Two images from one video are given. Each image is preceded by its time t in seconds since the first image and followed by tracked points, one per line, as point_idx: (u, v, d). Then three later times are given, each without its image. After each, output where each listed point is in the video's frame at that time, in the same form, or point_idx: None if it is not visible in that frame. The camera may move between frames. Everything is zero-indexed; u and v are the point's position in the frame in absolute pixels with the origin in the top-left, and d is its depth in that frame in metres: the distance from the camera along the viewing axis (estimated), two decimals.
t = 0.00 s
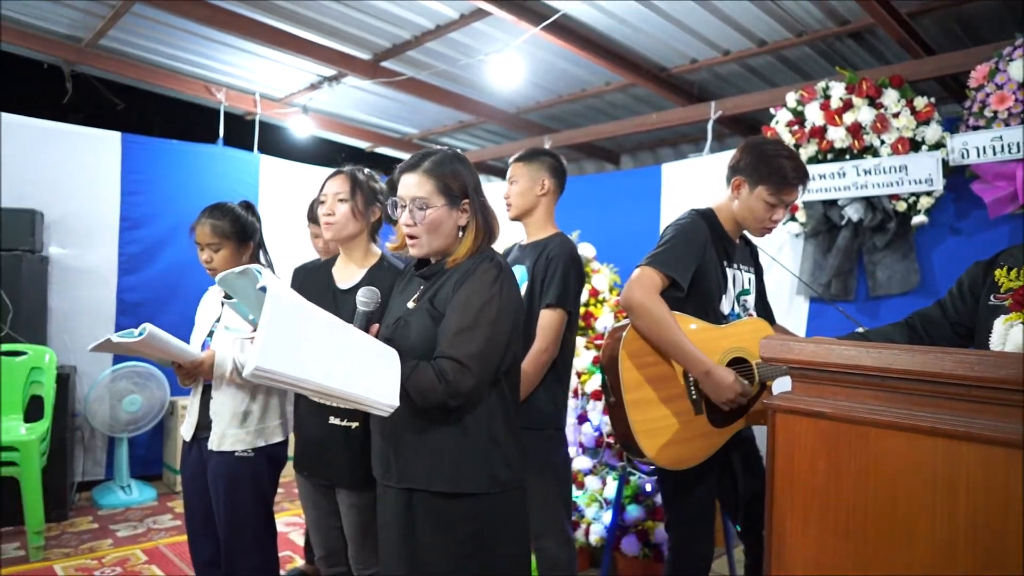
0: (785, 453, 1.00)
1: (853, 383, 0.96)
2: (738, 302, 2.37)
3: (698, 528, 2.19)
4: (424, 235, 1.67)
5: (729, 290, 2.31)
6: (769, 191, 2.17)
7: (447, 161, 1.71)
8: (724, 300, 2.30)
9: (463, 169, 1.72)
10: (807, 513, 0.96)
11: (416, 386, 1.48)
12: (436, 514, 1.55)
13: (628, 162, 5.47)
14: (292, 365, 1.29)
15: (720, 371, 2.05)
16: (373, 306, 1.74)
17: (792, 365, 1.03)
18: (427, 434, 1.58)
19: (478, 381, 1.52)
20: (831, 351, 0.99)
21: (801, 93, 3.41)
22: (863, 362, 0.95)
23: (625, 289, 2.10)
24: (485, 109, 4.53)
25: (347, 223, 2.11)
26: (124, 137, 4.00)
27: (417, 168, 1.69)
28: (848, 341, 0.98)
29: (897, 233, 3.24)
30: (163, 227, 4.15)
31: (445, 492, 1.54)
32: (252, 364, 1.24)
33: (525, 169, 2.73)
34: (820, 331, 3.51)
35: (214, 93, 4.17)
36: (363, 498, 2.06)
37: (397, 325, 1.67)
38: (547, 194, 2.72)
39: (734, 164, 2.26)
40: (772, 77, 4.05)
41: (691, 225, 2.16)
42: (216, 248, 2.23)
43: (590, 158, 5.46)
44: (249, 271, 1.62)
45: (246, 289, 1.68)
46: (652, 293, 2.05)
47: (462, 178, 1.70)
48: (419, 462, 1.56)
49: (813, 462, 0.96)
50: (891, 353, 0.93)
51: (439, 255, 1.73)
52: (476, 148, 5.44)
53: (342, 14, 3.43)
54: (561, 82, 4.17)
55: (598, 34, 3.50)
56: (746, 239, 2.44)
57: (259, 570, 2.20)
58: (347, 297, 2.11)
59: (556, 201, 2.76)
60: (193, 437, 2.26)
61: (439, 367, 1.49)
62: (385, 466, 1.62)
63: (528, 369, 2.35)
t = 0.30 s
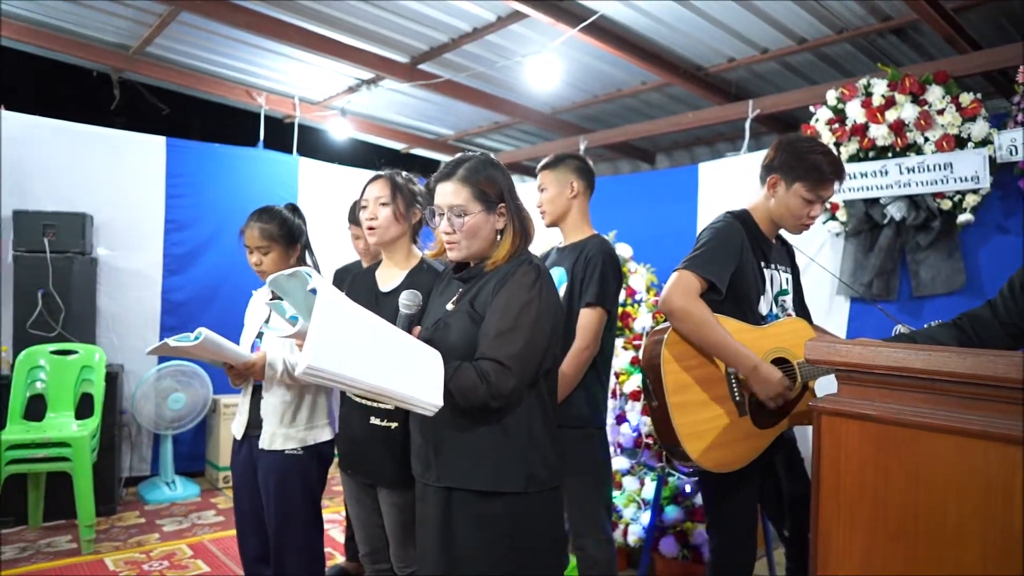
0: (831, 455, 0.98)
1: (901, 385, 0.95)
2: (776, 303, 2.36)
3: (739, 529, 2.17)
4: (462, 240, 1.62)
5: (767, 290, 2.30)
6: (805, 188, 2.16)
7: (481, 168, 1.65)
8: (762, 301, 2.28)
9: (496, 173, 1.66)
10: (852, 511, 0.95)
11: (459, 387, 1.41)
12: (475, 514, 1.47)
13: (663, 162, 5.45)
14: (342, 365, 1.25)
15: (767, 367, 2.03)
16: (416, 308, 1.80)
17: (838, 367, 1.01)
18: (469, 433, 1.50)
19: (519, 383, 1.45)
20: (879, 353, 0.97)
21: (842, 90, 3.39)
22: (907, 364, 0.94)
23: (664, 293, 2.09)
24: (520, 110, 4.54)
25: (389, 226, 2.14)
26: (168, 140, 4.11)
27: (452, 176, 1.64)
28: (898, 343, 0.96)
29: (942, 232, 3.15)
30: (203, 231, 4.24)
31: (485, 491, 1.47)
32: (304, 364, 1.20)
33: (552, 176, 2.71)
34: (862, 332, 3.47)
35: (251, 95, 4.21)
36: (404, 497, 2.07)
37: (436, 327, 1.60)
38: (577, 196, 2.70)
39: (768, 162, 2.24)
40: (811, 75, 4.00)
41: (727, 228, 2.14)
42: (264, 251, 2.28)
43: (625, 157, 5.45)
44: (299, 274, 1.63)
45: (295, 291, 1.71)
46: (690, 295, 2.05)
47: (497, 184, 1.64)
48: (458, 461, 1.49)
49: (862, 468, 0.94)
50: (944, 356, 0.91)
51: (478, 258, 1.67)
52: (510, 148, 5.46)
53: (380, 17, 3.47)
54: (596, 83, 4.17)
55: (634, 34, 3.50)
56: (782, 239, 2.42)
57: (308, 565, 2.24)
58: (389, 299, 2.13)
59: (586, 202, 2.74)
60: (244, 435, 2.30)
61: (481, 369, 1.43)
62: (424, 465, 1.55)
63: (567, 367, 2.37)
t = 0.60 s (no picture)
0: (844, 458, 1.02)
1: (913, 389, 0.97)
2: (785, 307, 2.36)
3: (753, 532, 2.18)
4: (475, 246, 1.58)
5: (775, 294, 2.30)
6: (813, 190, 2.16)
7: (491, 173, 1.60)
8: (771, 304, 2.28)
9: (507, 180, 1.61)
10: (862, 518, 0.99)
11: (473, 391, 1.39)
12: (488, 516, 1.47)
13: (672, 164, 5.45)
14: (359, 368, 1.26)
15: (772, 378, 2.06)
16: (428, 313, 1.80)
17: (849, 370, 1.04)
18: (484, 434, 1.50)
19: (531, 386, 1.44)
20: (892, 357, 1.00)
21: (853, 93, 3.40)
22: (922, 368, 0.96)
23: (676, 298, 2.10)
24: (530, 113, 4.56)
25: (397, 232, 2.17)
26: (181, 145, 4.15)
27: (463, 183, 1.59)
28: (911, 347, 0.99)
29: (953, 235, 3.17)
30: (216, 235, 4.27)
31: (497, 492, 1.47)
32: (322, 366, 1.22)
33: (558, 185, 2.73)
34: (872, 336, 3.47)
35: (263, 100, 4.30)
36: (408, 499, 2.08)
37: (448, 331, 1.59)
38: (585, 202, 2.71)
39: (773, 166, 2.24)
40: (822, 77, 4.00)
41: (737, 235, 2.14)
42: (286, 257, 2.31)
43: (635, 160, 5.46)
44: (319, 277, 1.65)
45: (314, 295, 1.72)
46: (701, 300, 2.05)
47: (507, 190, 1.59)
48: (473, 463, 1.49)
49: (872, 470, 0.98)
50: (956, 360, 0.93)
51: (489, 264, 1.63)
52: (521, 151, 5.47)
53: (392, 23, 3.50)
54: (606, 86, 4.18)
55: (645, 37, 3.51)
56: (790, 243, 2.42)
57: (328, 564, 2.27)
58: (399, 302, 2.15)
59: (596, 207, 2.74)
60: (268, 437, 2.35)
61: (495, 372, 1.41)
62: (438, 467, 1.54)
63: (577, 369, 2.38)
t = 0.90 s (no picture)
0: (846, 460, 1.03)
1: (914, 392, 0.99)
2: (785, 311, 2.37)
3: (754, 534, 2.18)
4: (481, 253, 1.60)
5: (776, 299, 2.31)
6: (812, 191, 2.18)
7: (497, 181, 1.62)
8: (771, 309, 2.30)
9: (512, 187, 1.63)
10: (864, 524, 1.00)
11: (485, 395, 1.42)
12: (497, 517, 1.49)
13: (672, 168, 5.48)
14: (378, 372, 1.29)
15: (778, 375, 2.09)
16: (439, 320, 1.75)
17: (851, 373, 1.06)
18: (493, 437, 1.52)
19: (540, 390, 1.47)
20: (893, 360, 1.02)
21: (852, 97, 3.43)
22: (923, 371, 0.98)
23: (677, 305, 2.12)
24: (531, 118, 4.57)
25: (394, 239, 2.20)
26: (185, 152, 4.17)
27: (470, 192, 1.62)
28: (911, 350, 1.01)
29: (952, 238, 3.17)
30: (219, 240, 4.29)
31: (506, 494, 1.49)
32: (343, 371, 1.25)
33: (559, 193, 2.76)
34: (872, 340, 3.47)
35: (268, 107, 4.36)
36: (409, 502, 2.09)
37: (456, 337, 1.60)
38: (586, 207, 2.73)
39: (771, 171, 2.26)
40: (821, 82, 4.03)
41: (738, 241, 2.16)
42: (295, 263, 2.34)
43: (635, 164, 5.49)
44: (332, 284, 1.56)
45: (327, 300, 1.63)
46: (703, 308, 2.07)
47: (513, 197, 1.62)
48: (483, 465, 1.51)
49: (874, 471, 1.00)
50: (957, 363, 0.95)
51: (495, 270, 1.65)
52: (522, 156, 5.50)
53: (394, 29, 3.52)
54: (607, 92, 4.21)
55: (645, 43, 3.54)
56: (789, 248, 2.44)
57: (337, 566, 2.30)
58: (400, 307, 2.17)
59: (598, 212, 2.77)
60: (277, 441, 2.40)
61: (505, 376, 1.44)
62: (448, 470, 1.57)
63: (580, 373, 2.39)
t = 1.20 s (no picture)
0: (871, 452, 1.05)
1: (940, 384, 1.01)
2: (808, 305, 2.37)
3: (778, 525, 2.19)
4: (510, 248, 1.63)
5: (799, 292, 2.31)
6: (846, 179, 2.21)
7: (525, 177, 1.65)
8: (795, 302, 2.30)
9: (541, 183, 1.66)
10: (890, 519, 1.02)
11: (517, 388, 1.45)
12: (531, 506, 1.53)
13: (690, 162, 5.48)
14: (414, 368, 1.33)
15: (807, 358, 2.10)
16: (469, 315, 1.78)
17: (876, 365, 1.07)
18: (525, 429, 1.56)
19: (571, 382, 1.50)
20: (920, 352, 1.03)
21: (873, 89, 3.40)
22: (949, 363, 0.99)
23: (699, 300, 2.14)
24: (548, 113, 4.58)
25: (415, 237, 2.23)
26: (206, 150, 4.22)
27: (499, 187, 1.64)
28: (938, 342, 1.02)
29: (976, 230, 3.16)
30: (240, 237, 4.35)
31: (540, 484, 1.53)
32: (379, 367, 1.30)
33: (585, 186, 2.77)
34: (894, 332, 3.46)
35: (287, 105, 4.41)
36: (436, 494, 2.12)
37: (487, 331, 1.64)
38: (611, 203, 2.75)
39: (794, 164, 2.26)
40: (841, 73, 4.01)
41: (762, 234, 2.17)
42: (318, 260, 2.37)
43: (652, 158, 5.49)
44: (365, 282, 1.66)
45: (361, 296, 1.75)
46: (726, 302, 2.08)
47: (541, 193, 1.64)
48: (516, 456, 1.55)
49: (898, 462, 1.02)
50: (983, 355, 0.97)
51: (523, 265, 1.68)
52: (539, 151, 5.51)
53: (413, 26, 3.54)
54: (624, 86, 4.20)
55: (663, 37, 3.53)
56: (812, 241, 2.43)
57: (362, 558, 2.34)
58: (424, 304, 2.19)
59: (622, 208, 2.78)
60: (302, 434, 2.44)
61: (537, 369, 1.47)
62: (482, 461, 1.60)
63: (605, 367, 2.39)
